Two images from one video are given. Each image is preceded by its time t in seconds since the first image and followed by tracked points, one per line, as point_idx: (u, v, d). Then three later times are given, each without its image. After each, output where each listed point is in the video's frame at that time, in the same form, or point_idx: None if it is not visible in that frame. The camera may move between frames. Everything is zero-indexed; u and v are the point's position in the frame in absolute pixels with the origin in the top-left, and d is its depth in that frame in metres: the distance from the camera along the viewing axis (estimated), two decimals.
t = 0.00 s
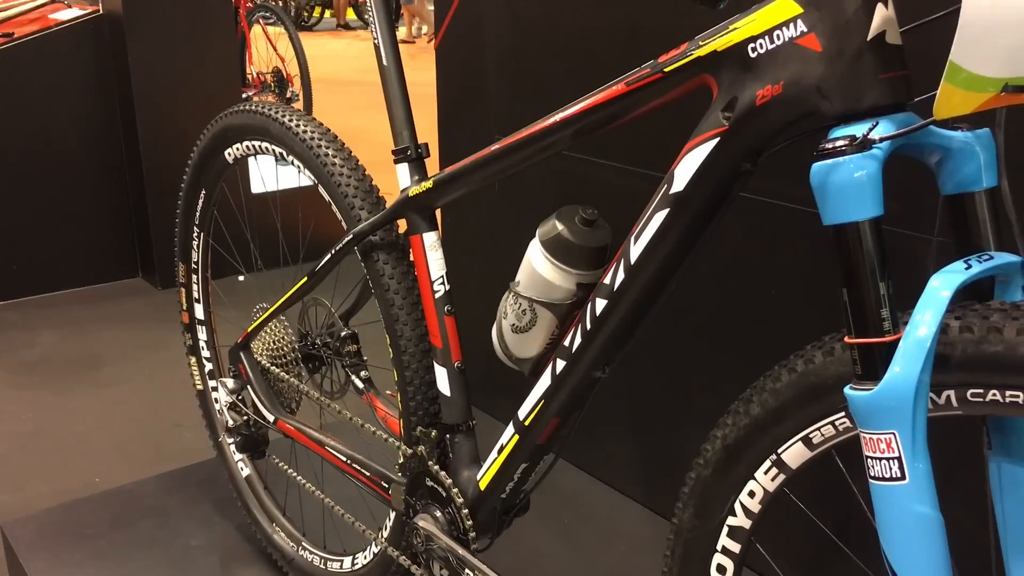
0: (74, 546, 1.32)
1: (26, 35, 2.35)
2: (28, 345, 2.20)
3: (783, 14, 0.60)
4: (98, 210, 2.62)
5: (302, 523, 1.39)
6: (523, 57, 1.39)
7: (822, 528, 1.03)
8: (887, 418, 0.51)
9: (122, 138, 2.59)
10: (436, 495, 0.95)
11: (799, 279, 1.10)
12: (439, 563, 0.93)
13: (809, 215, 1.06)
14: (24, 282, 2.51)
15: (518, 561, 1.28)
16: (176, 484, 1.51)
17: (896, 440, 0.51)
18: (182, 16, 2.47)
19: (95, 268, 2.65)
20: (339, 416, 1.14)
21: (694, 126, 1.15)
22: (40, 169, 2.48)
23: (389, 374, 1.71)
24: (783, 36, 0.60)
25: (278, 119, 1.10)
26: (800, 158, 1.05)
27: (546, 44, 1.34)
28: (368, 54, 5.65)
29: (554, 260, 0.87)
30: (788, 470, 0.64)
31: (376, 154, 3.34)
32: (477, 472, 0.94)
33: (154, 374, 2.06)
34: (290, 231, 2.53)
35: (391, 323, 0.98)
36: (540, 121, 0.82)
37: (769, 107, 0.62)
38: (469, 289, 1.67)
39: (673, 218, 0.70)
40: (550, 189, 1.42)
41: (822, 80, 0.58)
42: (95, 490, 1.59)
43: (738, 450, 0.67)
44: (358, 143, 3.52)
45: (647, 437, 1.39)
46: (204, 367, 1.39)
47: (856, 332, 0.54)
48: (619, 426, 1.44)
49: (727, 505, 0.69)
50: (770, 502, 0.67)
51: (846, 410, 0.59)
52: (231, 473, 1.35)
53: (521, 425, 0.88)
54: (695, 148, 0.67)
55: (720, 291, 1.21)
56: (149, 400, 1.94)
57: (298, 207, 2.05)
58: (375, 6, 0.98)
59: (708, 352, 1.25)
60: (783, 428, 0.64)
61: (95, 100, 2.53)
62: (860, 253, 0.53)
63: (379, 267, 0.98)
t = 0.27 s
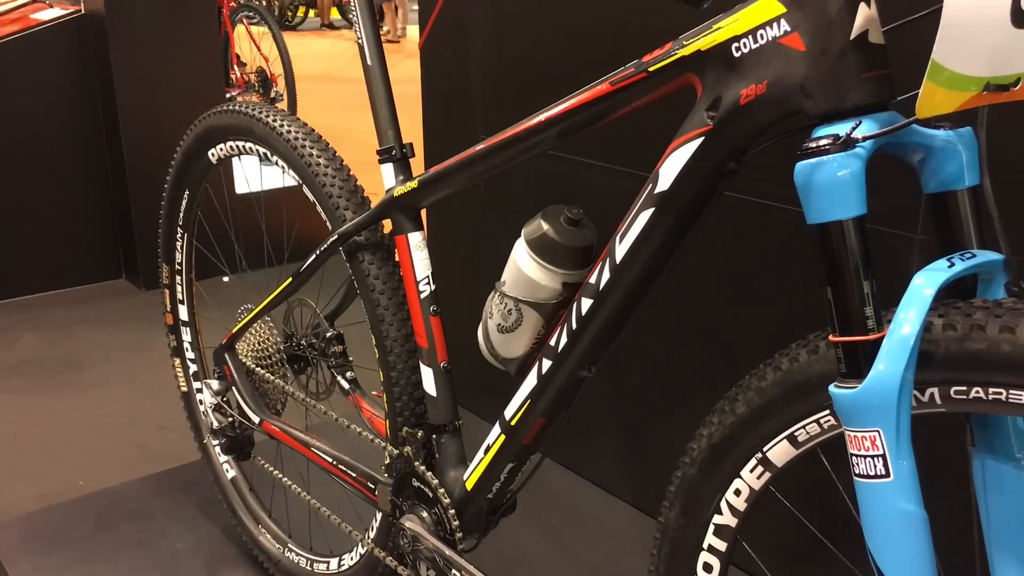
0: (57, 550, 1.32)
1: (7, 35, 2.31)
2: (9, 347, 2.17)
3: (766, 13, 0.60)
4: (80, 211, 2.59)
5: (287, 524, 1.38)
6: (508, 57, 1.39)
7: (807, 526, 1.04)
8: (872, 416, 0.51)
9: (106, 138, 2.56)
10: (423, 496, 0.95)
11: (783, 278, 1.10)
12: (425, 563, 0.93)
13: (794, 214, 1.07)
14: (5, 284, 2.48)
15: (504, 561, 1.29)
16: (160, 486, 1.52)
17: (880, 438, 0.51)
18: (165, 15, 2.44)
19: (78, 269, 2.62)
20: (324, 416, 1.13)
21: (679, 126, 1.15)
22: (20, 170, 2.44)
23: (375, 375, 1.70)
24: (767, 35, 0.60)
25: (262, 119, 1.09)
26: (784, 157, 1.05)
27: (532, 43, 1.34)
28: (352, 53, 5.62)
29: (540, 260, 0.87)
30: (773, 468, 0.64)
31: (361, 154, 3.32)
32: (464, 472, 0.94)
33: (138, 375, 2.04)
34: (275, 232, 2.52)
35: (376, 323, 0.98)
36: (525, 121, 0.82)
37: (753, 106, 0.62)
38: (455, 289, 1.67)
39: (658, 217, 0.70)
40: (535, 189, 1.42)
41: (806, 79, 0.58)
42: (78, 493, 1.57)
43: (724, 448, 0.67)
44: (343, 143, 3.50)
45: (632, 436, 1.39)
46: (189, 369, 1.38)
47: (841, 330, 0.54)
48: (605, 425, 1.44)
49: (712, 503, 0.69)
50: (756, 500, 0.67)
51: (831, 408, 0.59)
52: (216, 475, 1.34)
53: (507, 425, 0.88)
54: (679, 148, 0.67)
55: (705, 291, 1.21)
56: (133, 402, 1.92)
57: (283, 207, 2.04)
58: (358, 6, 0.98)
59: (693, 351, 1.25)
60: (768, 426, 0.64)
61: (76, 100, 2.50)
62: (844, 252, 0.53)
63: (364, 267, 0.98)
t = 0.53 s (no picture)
0: (37, 554, 1.31)
1: None
2: None
3: (746, 13, 0.60)
4: (59, 211, 2.55)
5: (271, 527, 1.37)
6: (490, 56, 1.39)
7: (791, 522, 1.05)
8: (853, 414, 0.51)
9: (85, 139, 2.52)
10: (407, 497, 0.94)
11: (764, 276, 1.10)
12: (410, 564, 0.93)
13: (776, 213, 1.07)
14: None
15: (489, 561, 1.29)
16: (142, 489, 1.51)
17: (862, 435, 0.51)
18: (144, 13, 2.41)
19: (57, 270, 2.58)
20: (307, 418, 1.12)
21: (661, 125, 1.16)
22: None
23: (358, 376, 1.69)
24: (748, 34, 0.60)
25: (243, 119, 1.08)
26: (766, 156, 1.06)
27: (514, 42, 1.34)
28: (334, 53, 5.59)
29: (523, 260, 0.87)
30: (756, 467, 0.65)
31: (342, 154, 3.31)
32: (448, 473, 0.93)
33: (119, 377, 2.02)
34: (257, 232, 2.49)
35: (359, 324, 0.97)
36: (507, 120, 0.81)
37: (735, 105, 0.62)
38: (439, 289, 1.66)
39: (640, 216, 0.70)
40: (518, 189, 1.41)
41: (787, 78, 0.58)
42: (58, 497, 1.55)
43: (707, 447, 0.67)
44: (325, 143, 3.48)
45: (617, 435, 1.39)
46: (170, 371, 1.36)
47: (823, 328, 0.54)
48: (590, 424, 1.44)
49: (696, 502, 0.69)
50: (740, 498, 0.67)
51: (813, 406, 0.60)
52: (199, 478, 1.32)
53: (490, 425, 0.87)
54: (661, 147, 0.67)
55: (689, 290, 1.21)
56: (114, 404, 1.90)
57: (265, 207, 2.02)
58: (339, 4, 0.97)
59: (677, 350, 1.25)
60: (751, 424, 0.64)
61: (54, 99, 2.46)
62: (826, 250, 0.53)
63: (347, 267, 0.97)
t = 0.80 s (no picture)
0: (17, 558, 1.30)
1: None
2: None
3: (728, 12, 0.60)
4: (39, 211, 2.51)
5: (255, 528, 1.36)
6: (473, 55, 1.38)
7: (775, 519, 1.05)
8: (836, 412, 0.51)
9: (66, 139, 2.49)
10: (391, 497, 0.94)
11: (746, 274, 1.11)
12: (395, 565, 0.92)
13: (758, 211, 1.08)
14: None
15: (475, 561, 1.28)
16: (124, 491, 1.49)
17: (845, 433, 0.51)
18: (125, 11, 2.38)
19: (37, 272, 2.54)
20: (291, 419, 1.11)
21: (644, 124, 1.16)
22: None
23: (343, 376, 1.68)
24: (729, 33, 0.60)
25: (224, 119, 1.07)
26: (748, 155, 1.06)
27: (497, 41, 1.33)
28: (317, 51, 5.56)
29: (506, 259, 0.86)
30: (740, 465, 0.65)
31: (325, 153, 3.29)
32: (432, 473, 0.93)
33: (100, 379, 1.99)
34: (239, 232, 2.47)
35: (342, 324, 0.96)
36: (490, 119, 0.81)
37: (717, 104, 0.62)
38: (423, 288, 1.65)
39: (624, 215, 0.70)
40: (502, 188, 1.41)
41: (768, 77, 0.58)
42: (39, 500, 1.53)
43: (692, 445, 0.67)
44: (307, 143, 3.46)
45: (601, 433, 1.39)
46: (153, 373, 1.34)
47: (805, 327, 0.54)
48: (574, 423, 1.44)
49: (681, 500, 0.69)
50: (724, 496, 0.67)
51: (796, 403, 0.60)
52: (182, 480, 1.31)
53: (475, 425, 0.87)
54: (644, 146, 0.67)
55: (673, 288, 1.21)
56: (95, 406, 1.87)
57: (247, 207, 2.01)
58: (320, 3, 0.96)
59: (661, 348, 1.25)
60: (736, 422, 0.64)
61: (33, 98, 2.42)
62: (808, 249, 0.53)
63: (329, 268, 0.96)
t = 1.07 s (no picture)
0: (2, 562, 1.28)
1: None
2: None
3: (714, 10, 0.60)
4: (23, 211, 2.48)
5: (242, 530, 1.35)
6: (460, 54, 1.38)
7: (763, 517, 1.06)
8: (823, 410, 0.51)
9: (50, 139, 2.47)
10: (379, 497, 0.93)
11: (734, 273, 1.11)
12: (383, 566, 0.91)
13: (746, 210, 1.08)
14: None
15: (464, 561, 1.28)
16: (111, 493, 1.47)
17: (832, 431, 0.51)
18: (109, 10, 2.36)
19: (21, 273, 2.52)
20: (278, 420, 1.10)
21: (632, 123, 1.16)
22: None
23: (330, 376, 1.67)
24: (716, 32, 0.60)
25: (209, 118, 1.06)
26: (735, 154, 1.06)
27: (484, 40, 1.33)
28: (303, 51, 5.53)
29: (493, 259, 0.86)
30: (729, 463, 0.65)
31: (311, 153, 3.28)
32: (421, 473, 0.92)
33: (85, 380, 1.97)
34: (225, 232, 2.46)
35: (329, 324, 0.96)
36: (477, 119, 0.81)
37: (703, 102, 0.62)
38: (410, 288, 1.65)
39: (611, 214, 0.70)
40: (489, 187, 1.41)
41: (755, 75, 0.58)
42: (24, 503, 1.51)
43: (680, 444, 0.67)
44: (293, 142, 3.44)
45: (590, 432, 1.39)
46: (138, 374, 1.33)
47: (793, 325, 0.54)
48: (563, 422, 1.44)
49: (670, 499, 0.69)
50: (712, 495, 0.67)
51: (784, 402, 0.60)
52: (169, 482, 1.30)
53: (463, 425, 0.87)
54: (631, 145, 0.67)
55: (661, 287, 1.21)
56: (81, 407, 1.85)
57: (233, 207, 1.99)
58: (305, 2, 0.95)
59: (649, 347, 1.26)
60: (724, 421, 0.64)
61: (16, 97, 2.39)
62: (795, 247, 0.53)
63: (316, 268, 0.96)
